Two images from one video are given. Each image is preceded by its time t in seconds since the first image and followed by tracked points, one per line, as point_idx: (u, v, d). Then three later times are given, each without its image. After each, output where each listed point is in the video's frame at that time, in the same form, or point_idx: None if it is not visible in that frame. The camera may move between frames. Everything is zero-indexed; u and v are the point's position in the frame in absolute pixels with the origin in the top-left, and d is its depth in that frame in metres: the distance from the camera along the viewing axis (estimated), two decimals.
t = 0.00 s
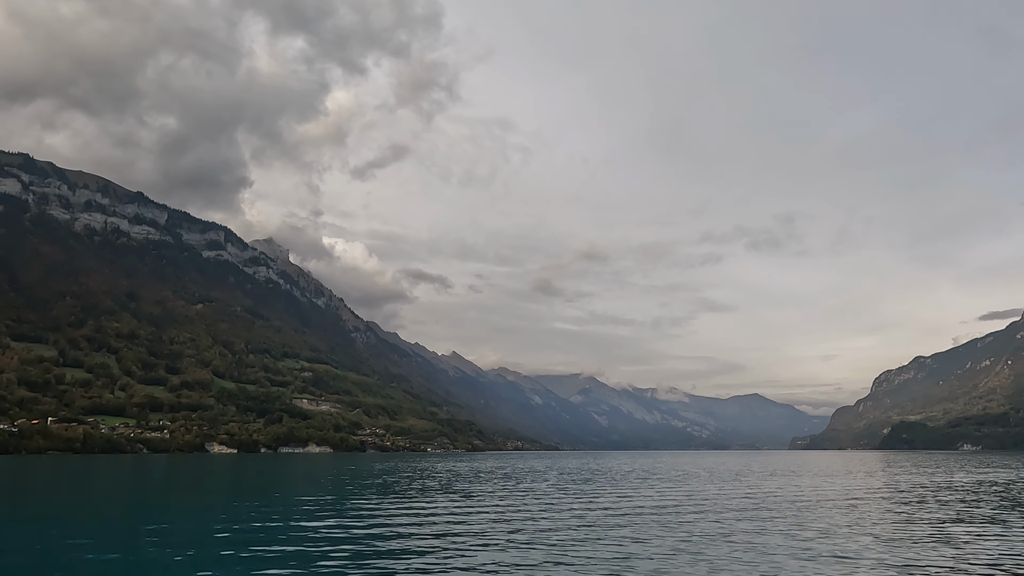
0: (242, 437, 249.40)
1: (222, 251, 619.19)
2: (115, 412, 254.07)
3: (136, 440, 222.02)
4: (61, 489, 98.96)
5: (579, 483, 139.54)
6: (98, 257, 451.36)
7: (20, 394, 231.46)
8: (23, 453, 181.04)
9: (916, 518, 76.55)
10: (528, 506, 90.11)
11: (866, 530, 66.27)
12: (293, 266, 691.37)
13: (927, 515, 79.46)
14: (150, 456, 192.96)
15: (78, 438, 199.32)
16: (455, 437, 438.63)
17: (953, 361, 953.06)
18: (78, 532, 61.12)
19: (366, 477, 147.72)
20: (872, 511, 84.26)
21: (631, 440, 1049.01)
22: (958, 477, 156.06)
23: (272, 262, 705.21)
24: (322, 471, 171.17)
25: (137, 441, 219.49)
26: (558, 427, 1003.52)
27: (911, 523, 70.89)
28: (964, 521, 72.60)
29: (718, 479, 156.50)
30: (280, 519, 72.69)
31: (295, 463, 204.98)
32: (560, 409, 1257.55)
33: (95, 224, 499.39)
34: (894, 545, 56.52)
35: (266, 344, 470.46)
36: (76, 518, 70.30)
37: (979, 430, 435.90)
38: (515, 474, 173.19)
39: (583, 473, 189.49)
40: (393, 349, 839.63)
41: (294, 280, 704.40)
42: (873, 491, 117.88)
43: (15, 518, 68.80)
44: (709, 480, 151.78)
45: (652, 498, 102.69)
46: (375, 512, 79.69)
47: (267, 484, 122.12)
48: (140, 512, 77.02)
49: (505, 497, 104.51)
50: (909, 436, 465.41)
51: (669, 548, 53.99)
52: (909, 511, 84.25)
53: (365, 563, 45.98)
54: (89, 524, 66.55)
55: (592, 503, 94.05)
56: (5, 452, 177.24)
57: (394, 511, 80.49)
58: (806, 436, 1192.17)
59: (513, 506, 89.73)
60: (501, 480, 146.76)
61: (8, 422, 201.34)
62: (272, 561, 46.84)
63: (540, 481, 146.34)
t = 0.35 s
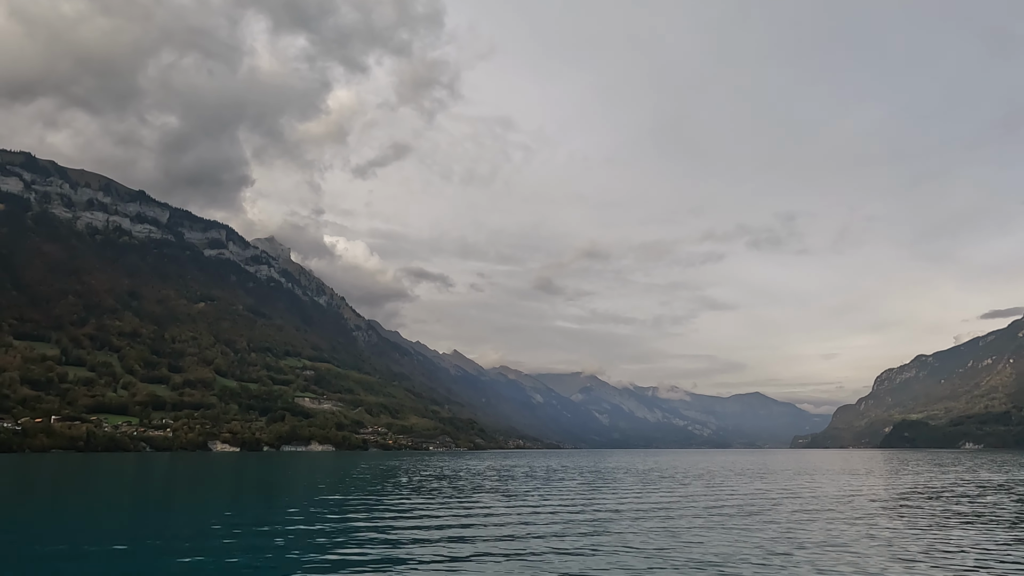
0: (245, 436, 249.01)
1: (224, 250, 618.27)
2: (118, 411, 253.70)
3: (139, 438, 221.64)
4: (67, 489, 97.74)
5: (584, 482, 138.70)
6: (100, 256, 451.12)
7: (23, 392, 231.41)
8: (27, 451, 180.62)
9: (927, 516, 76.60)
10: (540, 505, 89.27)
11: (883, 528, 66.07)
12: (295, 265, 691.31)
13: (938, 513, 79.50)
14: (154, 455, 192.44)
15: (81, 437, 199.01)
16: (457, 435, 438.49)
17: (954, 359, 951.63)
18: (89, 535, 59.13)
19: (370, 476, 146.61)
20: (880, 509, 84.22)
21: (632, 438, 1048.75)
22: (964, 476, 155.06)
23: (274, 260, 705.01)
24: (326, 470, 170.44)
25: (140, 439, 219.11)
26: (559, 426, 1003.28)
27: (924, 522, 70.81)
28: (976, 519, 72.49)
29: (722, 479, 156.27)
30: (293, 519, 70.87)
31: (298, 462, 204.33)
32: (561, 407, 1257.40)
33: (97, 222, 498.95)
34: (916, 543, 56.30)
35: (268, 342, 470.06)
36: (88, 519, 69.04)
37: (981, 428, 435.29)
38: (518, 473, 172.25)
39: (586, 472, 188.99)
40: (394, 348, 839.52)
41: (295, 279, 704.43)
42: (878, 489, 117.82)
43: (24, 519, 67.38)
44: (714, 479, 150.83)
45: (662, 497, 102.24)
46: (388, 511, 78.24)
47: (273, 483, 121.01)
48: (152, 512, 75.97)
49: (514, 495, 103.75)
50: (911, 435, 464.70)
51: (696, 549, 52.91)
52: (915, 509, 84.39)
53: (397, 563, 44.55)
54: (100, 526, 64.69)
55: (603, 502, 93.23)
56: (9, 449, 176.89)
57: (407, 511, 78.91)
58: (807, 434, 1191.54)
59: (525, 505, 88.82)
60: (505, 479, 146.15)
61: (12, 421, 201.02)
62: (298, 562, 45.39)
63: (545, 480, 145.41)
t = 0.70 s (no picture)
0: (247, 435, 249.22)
1: (225, 248, 618.21)
2: (120, 409, 253.90)
3: (142, 437, 221.94)
4: (67, 488, 96.68)
5: (586, 481, 138.52)
6: (102, 254, 451.48)
7: (26, 391, 231.79)
8: (31, 450, 180.92)
9: (931, 513, 76.45)
10: (543, 504, 88.48)
11: (891, 527, 65.75)
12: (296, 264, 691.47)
13: (943, 511, 79.36)
14: (156, 454, 192.21)
15: (85, 435, 199.51)
16: (459, 434, 438.62)
17: (956, 358, 950.59)
18: (88, 537, 57.47)
19: (371, 475, 145.90)
20: (884, 507, 84.01)
21: (633, 437, 1049.34)
22: (967, 474, 154.55)
23: (275, 259, 705.20)
24: (328, 468, 169.96)
25: (143, 438, 219.31)
26: (561, 424, 1003.83)
27: (930, 520, 70.57)
28: (982, 517, 72.18)
29: (724, 476, 155.77)
30: (296, 519, 69.36)
31: (300, 461, 203.76)
32: (562, 406, 1258.28)
33: (99, 221, 498.90)
34: (930, 542, 55.79)
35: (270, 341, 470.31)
36: (90, 519, 67.84)
37: (983, 428, 434.52)
38: (520, 472, 171.69)
39: (588, 470, 188.81)
40: (396, 347, 839.87)
41: (296, 278, 704.32)
42: (880, 486, 117.75)
43: (25, 519, 66.14)
44: (716, 477, 150.34)
45: (666, 496, 101.62)
46: (393, 511, 76.83)
47: (275, 481, 120.15)
48: (154, 512, 74.99)
49: (518, 494, 103.08)
50: (913, 434, 464.49)
51: (712, 549, 51.96)
52: (920, 507, 84.27)
53: (411, 564, 43.35)
54: (102, 527, 63.30)
55: (608, 501, 92.52)
56: (13, 448, 176.90)
57: (412, 511, 77.57)
58: (809, 433, 1190.98)
59: (529, 504, 88.03)
60: (507, 477, 145.67)
61: (16, 420, 201.11)
62: (308, 563, 44.06)
63: (548, 479, 145.11)
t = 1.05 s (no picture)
0: (250, 434, 249.01)
1: (227, 247, 618.03)
2: (122, 409, 253.63)
3: (145, 436, 221.50)
4: (67, 487, 94.96)
5: (589, 480, 138.15)
6: (104, 254, 451.14)
7: (29, 390, 231.26)
8: (34, 449, 180.62)
9: (939, 513, 76.42)
10: (548, 503, 87.88)
11: (904, 527, 65.49)
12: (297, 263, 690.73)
13: (952, 510, 79.33)
14: (158, 454, 191.59)
15: (88, 435, 198.96)
16: (461, 433, 438.15)
17: (957, 357, 949.70)
18: (90, 540, 54.96)
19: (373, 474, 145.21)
20: (891, 507, 84.00)
21: (633, 436, 1048.94)
22: (969, 473, 154.61)
23: (276, 258, 704.61)
24: (330, 467, 169.43)
25: (146, 437, 218.84)
26: (561, 423, 1003.75)
27: (941, 519, 70.48)
28: (992, 516, 72.08)
29: (727, 476, 155.63)
30: (305, 520, 67.31)
31: (303, 461, 203.23)
32: (563, 405, 1257.62)
33: (100, 220, 498.39)
34: (949, 541, 55.50)
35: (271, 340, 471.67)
36: (94, 519, 66.07)
37: (985, 427, 434.04)
38: (522, 471, 171.07)
39: (591, 470, 188.59)
40: (397, 346, 839.66)
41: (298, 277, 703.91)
42: (884, 486, 117.93)
43: (26, 520, 64.39)
44: (719, 477, 150.10)
45: (673, 495, 101.35)
46: (403, 512, 74.98)
47: (278, 481, 119.14)
48: (160, 512, 73.68)
49: (524, 494, 102.66)
50: (914, 433, 463.97)
51: (737, 550, 50.99)
52: (926, 506, 84.44)
53: (440, 565, 41.73)
54: (106, 528, 61.18)
55: (617, 501, 91.89)
56: (16, 446, 176.62)
57: (422, 511, 75.75)
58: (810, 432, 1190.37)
59: (535, 504, 87.42)
60: (510, 477, 145.23)
61: (19, 419, 200.60)
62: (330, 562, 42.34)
63: (552, 477, 144.94)
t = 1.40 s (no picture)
0: (252, 432, 249.09)
1: (228, 246, 618.06)
2: (124, 407, 253.73)
3: (147, 435, 221.50)
4: (65, 487, 94.02)
5: (590, 478, 138.30)
6: (105, 252, 450.92)
7: (31, 388, 230.97)
8: (36, 447, 180.77)
9: (942, 510, 76.84)
10: (553, 502, 87.99)
11: (909, 524, 65.84)
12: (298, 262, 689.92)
13: (954, 507, 79.75)
14: (160, 453, 191.39)
15: (90, 433, 198.94)
16: (462, 431, 438.30)
17: (957, 356, 948.08)
18: (92, 540, 53.95)
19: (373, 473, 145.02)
20: (892, 505, 84.45)
21: (634, 435, 1048.24)
22: (971, 472, 154.66)
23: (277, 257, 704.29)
24: (331, 466, 169.26)
25: (148, 436, 218.78)
26: (562, 422, 1003.28)
27: (948, 517, 70.61)
28: (993, 514, 72.67)
29: (728, 475, 156.00)
30: (308, 520, 66.64)
31: (305, 459, 203.17)
32: (564, 404, 1256.84)
33: (101, 219, 498.20)
34: (955, 539, 55.73)
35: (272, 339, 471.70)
36: (97, 519, 65.53)
37: (985, 425, 434.15)
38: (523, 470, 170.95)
39: (592, 469, 189.01)
40: (397, 344, 839.38)
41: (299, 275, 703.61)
42: (883, 484, 118.55)
43: (28, 519, 63.64)
44: (722, 476, 150.05)
45: (675, 493, 101.99)
46: (407, 512, 74.55)
47: (277, 480, 118.70)
48: (163, 511, 73.34)
49: (525, 492, 102.75)
50: (915, 431, 463.47)
51: (747, 548, 50.97)
52: (927, 504, 84.94)
53: (454, 567, 41.29)
54: (109, 528, 60.32)
55: (622, 499, 92.31)
56: (18, 445, 176.92)
57: (426, 511, 75.40)
58: (811, 430, 1189.27)
59: (540, 503, 87.39)
60: (510, 476, 145.61)
61: (21, 417, 200.59)
62: (343, 564, 41.80)
63: (552, 476, 145.20)
